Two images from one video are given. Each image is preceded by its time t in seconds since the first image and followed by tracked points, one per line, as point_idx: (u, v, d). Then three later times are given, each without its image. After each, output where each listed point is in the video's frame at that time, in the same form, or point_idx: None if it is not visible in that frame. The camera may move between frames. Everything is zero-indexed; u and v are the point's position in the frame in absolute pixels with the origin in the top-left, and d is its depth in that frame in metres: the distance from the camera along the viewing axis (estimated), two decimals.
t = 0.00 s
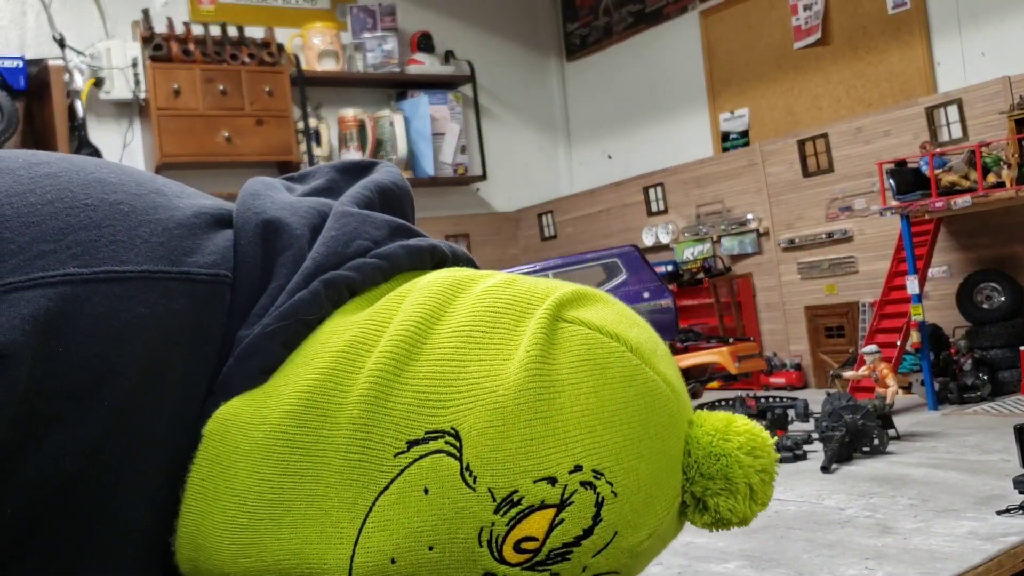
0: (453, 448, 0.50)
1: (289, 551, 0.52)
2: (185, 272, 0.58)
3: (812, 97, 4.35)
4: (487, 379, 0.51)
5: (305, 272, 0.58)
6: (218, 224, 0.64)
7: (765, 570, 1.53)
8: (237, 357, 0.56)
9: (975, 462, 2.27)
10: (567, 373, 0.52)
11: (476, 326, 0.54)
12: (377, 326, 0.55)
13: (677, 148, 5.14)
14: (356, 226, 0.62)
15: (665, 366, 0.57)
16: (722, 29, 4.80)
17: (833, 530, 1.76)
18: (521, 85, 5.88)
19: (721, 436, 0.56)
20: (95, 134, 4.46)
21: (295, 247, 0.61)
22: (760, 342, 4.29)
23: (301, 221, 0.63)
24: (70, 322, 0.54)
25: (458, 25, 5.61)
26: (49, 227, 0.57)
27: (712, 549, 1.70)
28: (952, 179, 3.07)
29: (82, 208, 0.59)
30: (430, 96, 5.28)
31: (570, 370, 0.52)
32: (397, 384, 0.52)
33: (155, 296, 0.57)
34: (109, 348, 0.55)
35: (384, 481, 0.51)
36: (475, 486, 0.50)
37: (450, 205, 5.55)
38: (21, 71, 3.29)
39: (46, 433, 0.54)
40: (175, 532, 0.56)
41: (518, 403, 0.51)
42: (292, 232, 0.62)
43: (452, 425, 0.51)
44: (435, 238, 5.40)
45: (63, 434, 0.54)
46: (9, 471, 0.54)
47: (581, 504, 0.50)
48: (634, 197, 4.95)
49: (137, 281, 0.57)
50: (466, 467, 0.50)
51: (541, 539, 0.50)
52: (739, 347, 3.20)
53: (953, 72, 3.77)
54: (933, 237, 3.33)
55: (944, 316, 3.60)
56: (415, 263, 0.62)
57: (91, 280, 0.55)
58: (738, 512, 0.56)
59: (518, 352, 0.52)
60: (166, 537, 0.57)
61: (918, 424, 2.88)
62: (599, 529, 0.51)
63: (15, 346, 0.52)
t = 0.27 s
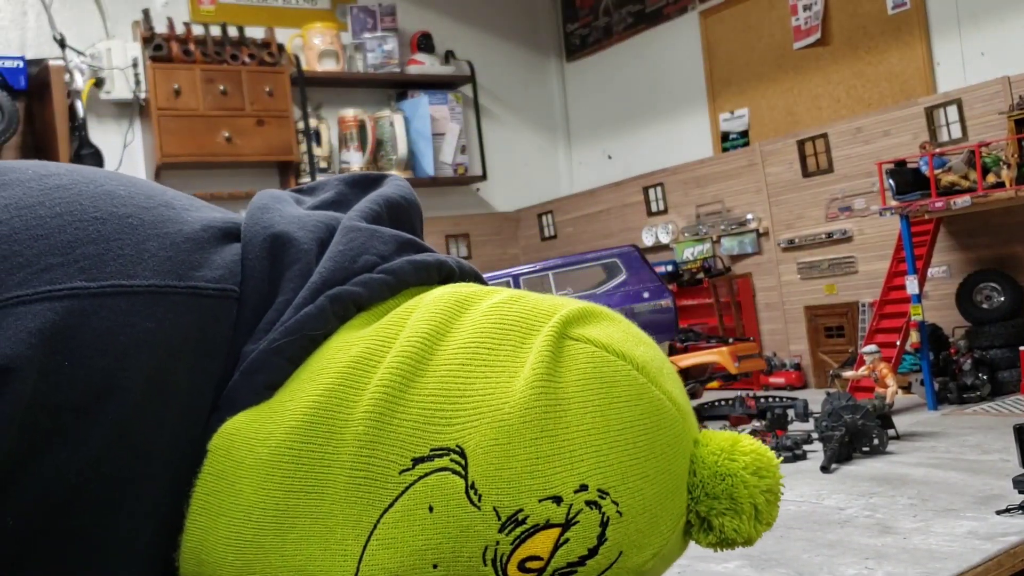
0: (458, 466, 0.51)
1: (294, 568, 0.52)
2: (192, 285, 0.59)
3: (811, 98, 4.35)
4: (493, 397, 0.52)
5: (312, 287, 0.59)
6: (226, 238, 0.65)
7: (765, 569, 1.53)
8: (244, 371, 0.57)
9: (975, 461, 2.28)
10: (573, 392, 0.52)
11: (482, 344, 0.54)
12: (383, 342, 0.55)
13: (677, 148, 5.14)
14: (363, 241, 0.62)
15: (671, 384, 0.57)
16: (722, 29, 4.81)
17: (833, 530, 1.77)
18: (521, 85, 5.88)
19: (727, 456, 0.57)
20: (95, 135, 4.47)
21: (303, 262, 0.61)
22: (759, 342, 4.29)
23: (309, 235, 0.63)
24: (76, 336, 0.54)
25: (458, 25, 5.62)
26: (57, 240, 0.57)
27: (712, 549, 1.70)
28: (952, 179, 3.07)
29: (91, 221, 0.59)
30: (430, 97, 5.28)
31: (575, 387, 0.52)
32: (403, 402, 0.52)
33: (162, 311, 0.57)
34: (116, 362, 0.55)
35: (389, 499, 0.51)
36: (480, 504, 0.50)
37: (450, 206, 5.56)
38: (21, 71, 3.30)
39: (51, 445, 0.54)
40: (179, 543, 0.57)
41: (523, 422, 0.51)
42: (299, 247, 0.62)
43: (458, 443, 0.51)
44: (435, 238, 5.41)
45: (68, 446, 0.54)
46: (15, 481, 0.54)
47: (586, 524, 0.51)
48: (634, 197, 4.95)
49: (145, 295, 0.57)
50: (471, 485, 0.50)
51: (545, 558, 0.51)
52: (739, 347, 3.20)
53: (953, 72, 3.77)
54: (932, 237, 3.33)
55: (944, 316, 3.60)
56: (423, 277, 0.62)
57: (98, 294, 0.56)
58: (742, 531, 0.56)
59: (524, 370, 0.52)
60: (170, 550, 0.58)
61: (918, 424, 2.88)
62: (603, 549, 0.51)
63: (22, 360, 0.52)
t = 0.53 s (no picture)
0: (476, 465, 0.51)
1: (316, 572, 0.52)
2: (208, 298, 0.59)
3: (811, 98, 4.35)
4: (507, 395, 0.52)
5: (322, 296, 0.59)
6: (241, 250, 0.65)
7: (765, 569, 1.54)
8: (257, 382, 0.57)
9: (974, 461, 2.28)
10: (586, 388, 0.52)
11: (493, 344, 0.54)
12: (395, 346, 0.55)
13: (677, 147, 5.14)
14: (373, 250, 0.62)
15: (681, 377, 0.57)
16: (722, 29, 4.81)
17: (833, 529, 1.77)
18: (521, 84, 5.88)
19: (742, 446, 0.57)
20: (96, 135, 4.47)
21: (315, 273, 0.61)
22: (759, 342, 4.29)
23: (322, 246, 0.63)
24: (93, 349, 0.54)
25: (457, 24, 5.62)
26: (75, 252, 0.57)
27: (713, 549, 1.70)
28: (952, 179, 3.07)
29: (108, 234, 0.60)
30: (430, 97, 5.28)
31: (588, 384, 0.53)
32: (417, 403, 0.52)
33: (177, 324, 0.57)
34: (132, 375, 0.55)
35: (407, 500, 0.51)
36: (498, 502, 0.50)
37: (450, 206, 5.56)
38: (21, 71, 3.31)
39: (66, 457, 0.54)
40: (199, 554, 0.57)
41: (538, 419, 0.51)
42: (312, 258, 0.62)
43: (473, 442, 0.51)
44: (435, 238, 5.41)
45: (83, 458, 0.54)
46: (29, 494, 0.54)
47: (605, 518, 0.51)
48: (634, 197, 4.95)
49: (160, 308, 0.57)
50: (489, 482, 0.51)
51: (566, 553, 0.51)
52: (738, 347, 3.20)
53: (953, 72, 3.78)
54: (932, 237, 3.33)
55: (944, 316, 3.60)
56: (433, 285, 0.62)
57: (114, 306, 0.56)
58: (761, 519, 0.56)
59: (535, 368, 0.53)
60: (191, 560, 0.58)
61: (918, 424, 2.88)
62: (624, 543, 0.52)
63: (38, 372, 0.52)
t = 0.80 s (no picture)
0: (499, 461, 0.50)
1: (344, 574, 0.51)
2: (237, 311, 0.58)
3: (811, 98, 4.36)
4: (529, 393, 0.51)
5: (346, 304, 0.58)
6: (268, 260, 0.64)
7: (766, 569, 1.54)
8: (281, 392, 0.57)
9: (974, 462, 2.28)
10: (610, 384, 0.52)
11: (515, 345, 0.54)
12: (417, 348, 0.55)
13: (677, 147, 5.14)
14: (397, 259, 0.62)
15: (704, 373, 0.56)
16: (722, 29, 4.81)
17: (832, 529, 1.77)
18: (521, 84, 5.88)
19: (769, 441, 0.55)
20: (95, 135, 4.47)
21: (341, 282, 0.61)
22: (759, 342, 4.29)
23: (348, 255, 0.62)
24: (122, 363, 0.54)
25: (457, 24, 5.62)
26: (106, 266, 0.57)
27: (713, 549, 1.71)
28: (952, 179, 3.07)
29: (139, 247, 0.59)
30: (430, 97, 5.28)
31: (611, 380, 0.52)
32: (439, 403, 0.52)
33: (206, 338, 0.56)
34: (161, 388, 0.54)
35: (432, 499, 0.51)
36: (523, 498, 0.50)
37: (449, 206, 5.56)
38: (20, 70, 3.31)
39: (95, 469, 0.54)
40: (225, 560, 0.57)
41: (561, 415, 0.50)
42: (338, 268, 0.61)
43: (497, 440, 0.50)
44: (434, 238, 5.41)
45: (112, 470, 0.54)
46: (61, 505, 0.54)
47: (631, 513, 0.50)
48: (634, 197, 4.95)
49: (189, 322, 0.56)
50: (513, 479, 0.50)
51: (593, 549, 0.50)
52: (738, 347, 3.20)
53: (953, 72, 3.77)
54: (932, 237, 3.33)
55: (944, 316, 3.60)
56: (459, 293, 0.61)
57: (143, 321, 0.55)
58: (794, 515, 0.54)
59: (557, 365, 0.52)
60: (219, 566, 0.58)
61: (918, 424, 2.88)
62: (652, 538, 0.51)
63: (68, 386, 0.52)
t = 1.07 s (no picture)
0: (521, 471, 0.50)
1: None
2: (252, 323, 0.58)
3: (811, 98, 4.36)
4: (550, 401, 0.51)
5: (362, 314, 0.58)
6: (283, 269, 0.64)
7: (767, 569, 1.54)
8: (296, 402, 0.57)
9: (974, 461, 2.28)
10: (631, 392, 0.52)
11: (534, 352, 0.54)
12: (436, 356, 0.55)
13: (677, 147, 5.14)
14: (412, 267, 0.61)
15: (724, 379, 0.56)
16: (722, 30, 4.81)
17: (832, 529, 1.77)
18: (521, 84, 5.88)
19: (792, 448, 0.56)
20: (95, 135, 4.48)
21: (357, 291, 0.61)
22: (759, 342, 4.29)
23: (364, 264, 0.63)
24: (137, 377, 0.54)
25: (457, 24, 5.62)
26: (121, 278, 0.57)
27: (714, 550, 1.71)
28: (951, 179, 3.07)
29: (153, 259, 0.59)
30: (430, 97, 5.28)
31: (632, 388, 0.52)
32: (458, 411, 0.52)
33: (220, 350, 0.56)
34: (176, 401, 0.54)
35: (453, 509, 0.50)
36: (546, 507, 0.50)
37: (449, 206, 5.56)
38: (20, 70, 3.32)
39: (110, 483, 0.53)
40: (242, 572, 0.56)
41: (583, 424, 0.50)
42: (355, 277, 0.61)
43: (518, 449, 0.50)
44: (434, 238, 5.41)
45: (127, 484, 0.53)
46: (76, 520, 0.53)
47: (654, 521, 0.50)
48: (634, 197, 4.95)
49: (203, 334, 0.56)
50: (535, 489, 0.50)
51: (617, 558, 0.50)
52: (738, 347, 3.20)
53: (953, 72, 3.78)
54: (932, 237, 3.33)
55: (944, 316, 3.60)
56: (475, 303, 0.61)
57: (157, 334, 0.55)
58: (815, 522, 0.55)
59: (577, 372, 0.52)
60: None
61: (918, 424, 2.88)
62: (675, 546, 0.51)
63: (83, 401, 0.52)
